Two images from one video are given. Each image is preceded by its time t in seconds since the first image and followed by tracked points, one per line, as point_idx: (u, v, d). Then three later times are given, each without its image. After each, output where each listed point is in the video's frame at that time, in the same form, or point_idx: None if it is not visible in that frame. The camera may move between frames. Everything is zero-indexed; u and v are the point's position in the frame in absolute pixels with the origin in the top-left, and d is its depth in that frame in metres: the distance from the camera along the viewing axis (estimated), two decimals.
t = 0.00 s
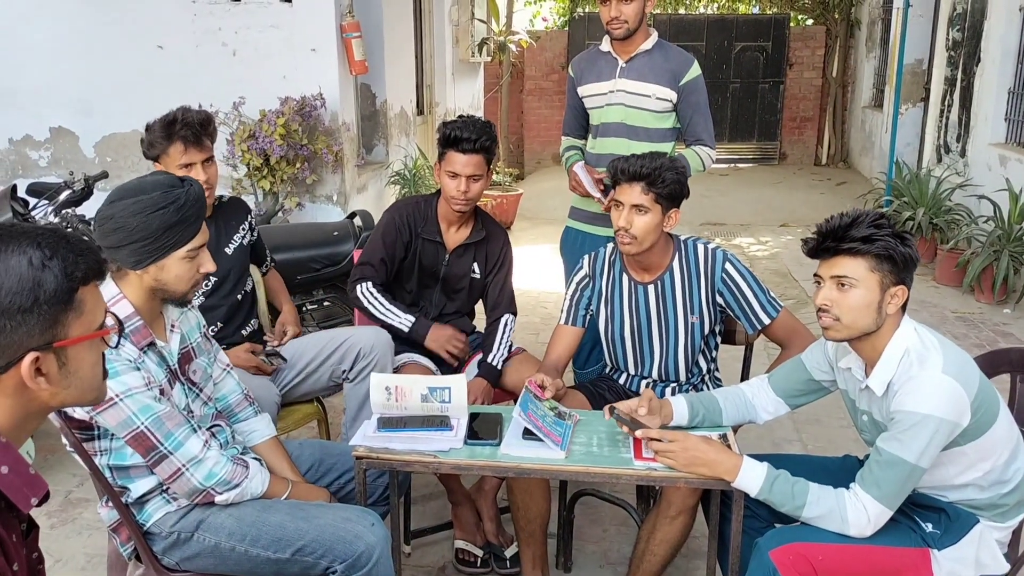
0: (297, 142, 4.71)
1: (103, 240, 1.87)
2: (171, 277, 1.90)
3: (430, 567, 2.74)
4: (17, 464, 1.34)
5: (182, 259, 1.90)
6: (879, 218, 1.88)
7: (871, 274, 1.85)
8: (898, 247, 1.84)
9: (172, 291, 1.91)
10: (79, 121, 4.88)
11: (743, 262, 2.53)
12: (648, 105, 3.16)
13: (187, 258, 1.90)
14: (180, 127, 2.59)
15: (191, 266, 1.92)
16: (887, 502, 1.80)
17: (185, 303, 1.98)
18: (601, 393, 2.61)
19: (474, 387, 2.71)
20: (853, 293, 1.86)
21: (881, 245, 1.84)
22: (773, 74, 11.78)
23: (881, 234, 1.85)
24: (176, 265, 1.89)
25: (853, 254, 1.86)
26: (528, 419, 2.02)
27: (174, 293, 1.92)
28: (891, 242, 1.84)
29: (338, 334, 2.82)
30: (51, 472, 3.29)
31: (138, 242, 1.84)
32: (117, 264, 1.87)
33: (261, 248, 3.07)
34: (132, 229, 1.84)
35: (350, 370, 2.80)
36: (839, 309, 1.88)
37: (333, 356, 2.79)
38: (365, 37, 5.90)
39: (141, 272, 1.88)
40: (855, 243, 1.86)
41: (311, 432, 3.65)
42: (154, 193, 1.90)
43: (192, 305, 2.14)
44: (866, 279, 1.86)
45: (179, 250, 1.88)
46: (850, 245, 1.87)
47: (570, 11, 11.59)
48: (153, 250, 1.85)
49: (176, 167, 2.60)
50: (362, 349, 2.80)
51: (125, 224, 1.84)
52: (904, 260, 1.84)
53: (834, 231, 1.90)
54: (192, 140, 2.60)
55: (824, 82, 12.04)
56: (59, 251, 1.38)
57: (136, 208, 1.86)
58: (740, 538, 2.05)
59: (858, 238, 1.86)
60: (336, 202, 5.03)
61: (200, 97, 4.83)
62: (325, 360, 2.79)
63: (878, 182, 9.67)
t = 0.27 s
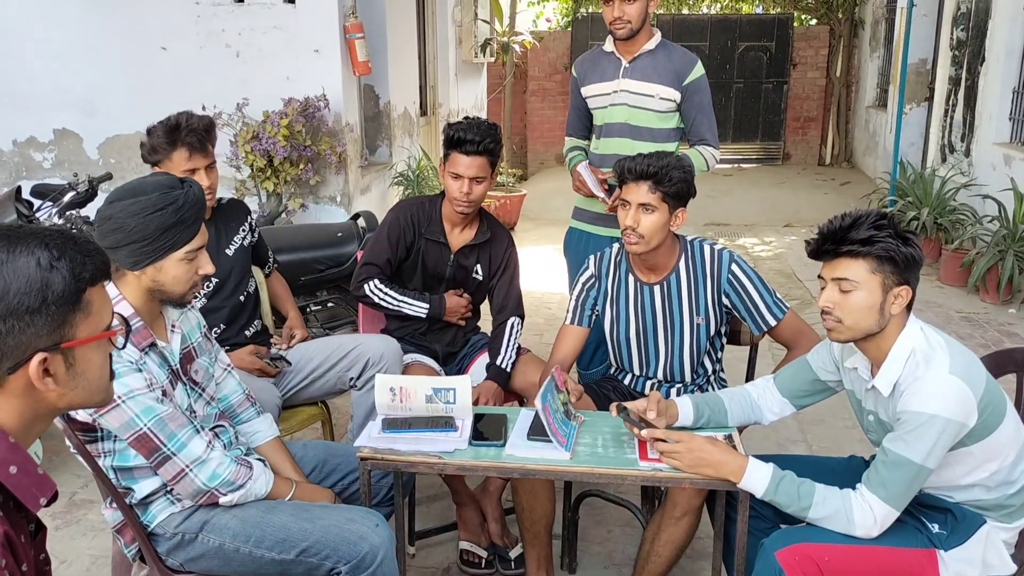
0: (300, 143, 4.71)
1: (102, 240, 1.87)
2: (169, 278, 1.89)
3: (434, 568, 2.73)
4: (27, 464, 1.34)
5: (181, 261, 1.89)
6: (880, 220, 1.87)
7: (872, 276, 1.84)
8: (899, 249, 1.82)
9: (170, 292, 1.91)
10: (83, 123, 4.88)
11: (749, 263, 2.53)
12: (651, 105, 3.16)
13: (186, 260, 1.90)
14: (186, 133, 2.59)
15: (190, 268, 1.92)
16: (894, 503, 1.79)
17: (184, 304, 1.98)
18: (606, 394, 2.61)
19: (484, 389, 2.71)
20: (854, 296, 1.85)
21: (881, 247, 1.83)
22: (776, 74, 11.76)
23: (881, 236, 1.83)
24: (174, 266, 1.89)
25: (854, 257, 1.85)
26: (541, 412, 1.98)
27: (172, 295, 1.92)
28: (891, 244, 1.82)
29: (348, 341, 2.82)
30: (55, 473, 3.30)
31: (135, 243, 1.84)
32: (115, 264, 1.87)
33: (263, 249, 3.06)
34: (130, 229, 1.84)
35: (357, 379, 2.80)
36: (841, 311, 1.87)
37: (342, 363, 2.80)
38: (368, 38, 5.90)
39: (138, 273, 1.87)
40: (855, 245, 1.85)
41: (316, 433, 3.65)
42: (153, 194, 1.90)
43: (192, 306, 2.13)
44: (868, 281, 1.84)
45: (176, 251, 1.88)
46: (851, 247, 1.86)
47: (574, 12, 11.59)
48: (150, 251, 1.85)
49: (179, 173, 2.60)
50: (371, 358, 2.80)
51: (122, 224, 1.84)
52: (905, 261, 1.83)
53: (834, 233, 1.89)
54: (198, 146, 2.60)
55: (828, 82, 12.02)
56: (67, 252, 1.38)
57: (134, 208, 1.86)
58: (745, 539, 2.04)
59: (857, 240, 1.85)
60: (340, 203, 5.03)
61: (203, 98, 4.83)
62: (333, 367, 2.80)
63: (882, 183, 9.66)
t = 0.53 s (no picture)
0: (304, 146, 4.72)
1: (115, 244, 1.88)
2: (179, 285, 1.90)
3: (437, 571, 2.73)
4: (33, 465, 1.35)
5: (193, 269, 1.90)
6: (873, 225, 1.88)
7: (867, 281, 1.84)
8: (893, 255, 1.82)
9: (179, 298, 1.91)
10: (87, 125, 4.90)
11: (754, 267, 2.53)
12: (654, 107, 3.16)
13: (197, 268, 1.90)
14: (198, 139, 2.60)
15: (200, 275, 1.92)
16: (897, 506, 1.79)
17: (192, 310, 1.98)
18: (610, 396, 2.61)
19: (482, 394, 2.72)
20: (851, 301, 1.85)
21: (876, 252, 1.83)
22: (779, 76, 11.76)
23: (874, 242, 1.84)
24: (186, 273, 1.89)
25: (848, 262, 1.86)
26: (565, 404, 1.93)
27: (181, 301, 1.92)
28: (883, 249, 1.83)
29: (353, 347, 2.84)
30: (59, 475, 3.30)
31: (147, 249, 1.85)
32: (126, 269, 1.88)
33: (266, 251, 3.05)
34: (144, 236, 1.84)
35: (361, 384, 2.81)
36: (838, 316, 1.88)
37: (347, 368, 2.81)
38: (371, 40, 5.92)
39: (149, 279, 1.88)
40: (851, 251, 1.85)
41: (319, 435, 3.66)
42: (170, 202, 1.90)
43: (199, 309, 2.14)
44: (862, 286, 1.85)
45: (188, 260, 1.88)
46: (846, 252, 1.86)
47: (577, 14, 11.60)
48: (161, 259, 1.86)
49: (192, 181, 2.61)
50: (376, 364, 2.81)
51: (137, 231, 1.84)
52: (900, 267, 1.82)
53: (828, 240, 1.90)
54: (209, 154, 2.63)
55: (831, 84, 12.01)
56: (73, 255, 1.39)
57: (150, 215, 1.86)
58: (748, 542, 2.04)
59: (848, 246, 1.86)
60: (343, 205, 5.04)
61: (207, 100, 4.84)
62: (338, 371, 2.81)
63: (886, 185, 9.65)
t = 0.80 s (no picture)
0: (306, 146, 4.72)
1: (116, 244, 1.88)
2: (179, 286, 1.89)
3: (439, 571, 2.73)
4: (32, 466, 1.35)
5: (193, 269, 1.89)
6: (872, 223, 1.87)
7: (866, 279, 1.83)
8: (893, 252, 1.82)
9: (179, 298, 1.91)
10: (89, 126, 4.90)
11: (757, 267, 2.52)
12: (655, 106, 3.15)
13: (197, 268, 1.90)
14: (198, 138, 2.60)
15: (201, 276, 1.91)
16: (900, 507, 1.78)
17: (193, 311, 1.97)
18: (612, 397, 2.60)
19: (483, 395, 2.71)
20: (851, 299, 1.84)
21: (875, 250, 1.82)
22: (782, 76, 11.74)
23: (873, 239, 1.83)
24: (186, 274, 1.89)
25: (847, 261, 1.85)
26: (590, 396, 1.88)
27: (181, 301, 1.92)
28: (883, 247, 1.82)
29: (356, 348, 2.83)
30: (61, 476, 3.30)
31: (147, 248, 1.84)
32: (127, 268, 1.88)
33: (268, 251, 3.05)
34: (144, 235, 1.84)
35: (363, 385, 2.80)
36: (839, 315, 1.87)
37: (348, 369, 2.80)
38: (373, 40, 5.92)
39: (150, 278, 1.88)
40: (850, 249, 1.85)
41: (321, 435, 3.65)
42: (171, 202, 1.90)
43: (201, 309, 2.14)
44: (862, 285, 1.84)
45: (189, 260, 1.88)
46: (846, 250, 1.86)
47: (579, 14, 11.60)
48: (162, 258, 1.85)
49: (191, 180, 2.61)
50: (378, 365, 2.80)
51: (137, 229, 1.84)
52: (900, 265, 1.82)
53: (827, 239, 1.90)
54: (209, 154, 2.62)
55: (834, 83, 11.98)
56: (71, 254, 1.38)
57: (151, 214, 1.86)
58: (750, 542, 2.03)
59: (848, 244, 1.85)
60: (345, 205, 5.04)
61: (209, 101, 4.84)
62: (340, 372, 2.81)
63: (889, 184, 9.63)
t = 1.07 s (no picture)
0: (306, 145, 4.72)
1: (111, 241, 1.88)
2: (174, 283, 1.89)
3: (440, 571, 2.73)
4: (30, 467, 1.35)
5: (187, 267, 1.89)
6: (870, 220, 1.88)
7: (866, 277, 1.83)
8: (891, 249, 1.82)
9: (173, 296, 1.91)
10: (90, 126, 4.90)
11: (758, 266, 2.52)
12: (656, 105, 3.15)
13: (192, 266, 1.90)
14: (200, 138, 2.60)
15: (195, 275, 1.91)
16: (901, 505, 1.78)
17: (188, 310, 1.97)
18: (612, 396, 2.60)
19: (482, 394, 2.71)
20: (851, 297, 1.84)
21: (874, 248, 1.82)
22: (782, 74, 11.74)
23: (871, 236, 1.83)
24: (181, 271, 1.89)
25: (847, 258, 1.85)
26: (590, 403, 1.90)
27: (175, 300, 1.92)
28: (882, 244, 1.82)
29: (357, 348, 2.83)
30: (62, 476, 3.30)
31: (143, 245, 1.84)
32: (122, 265, 1.88)
33: (269, 252, 3.05)
34: (139, 231, 1.84)
35: (365, 385, 2.80)
36: (840, 314, 1.86)
37: (350, 369, 2.80)
38: (373, 40, 5.92)
39: (144, 276, 1.88)
40: (849, 247, 1.85)
41: (321, 435, 3.65)
42: (167, 199, 1.90)
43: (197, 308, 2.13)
44: (862, 282, 1.83)
45: (183, 257, 1.88)
46: (845, 248, 1.86)
47: (579, 13, 11.60)
48: (156, 255, 1.85)
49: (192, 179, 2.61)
50: (379, 366, 2.80)
51: (133, 226, 1.85)
52: (899, 261, 1.81)
53: (825, 237, 1.90)
54: (212, 153, 2.62)
55: (834, 81, 11.97)
56: (69, 253, 1.38)
57: (146, 211, 1.87)
58: (752, 541, 2.03)
59: (847, 241, 1.85)
60: (346, 204, 5.03)
61: (209, 100, 4.84)
62: (341, 372, 2.81)
63: (890, 182, 9.62)
